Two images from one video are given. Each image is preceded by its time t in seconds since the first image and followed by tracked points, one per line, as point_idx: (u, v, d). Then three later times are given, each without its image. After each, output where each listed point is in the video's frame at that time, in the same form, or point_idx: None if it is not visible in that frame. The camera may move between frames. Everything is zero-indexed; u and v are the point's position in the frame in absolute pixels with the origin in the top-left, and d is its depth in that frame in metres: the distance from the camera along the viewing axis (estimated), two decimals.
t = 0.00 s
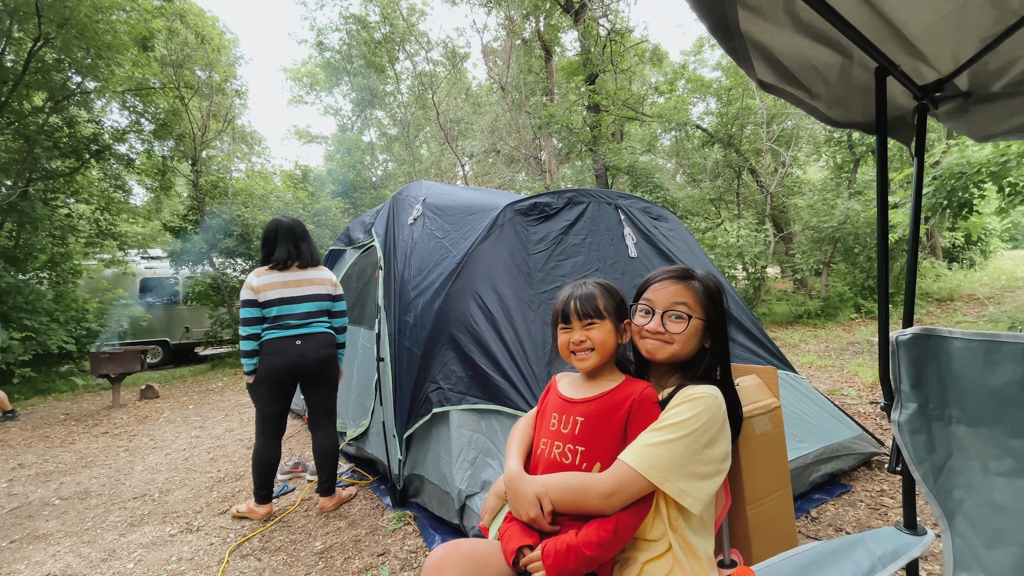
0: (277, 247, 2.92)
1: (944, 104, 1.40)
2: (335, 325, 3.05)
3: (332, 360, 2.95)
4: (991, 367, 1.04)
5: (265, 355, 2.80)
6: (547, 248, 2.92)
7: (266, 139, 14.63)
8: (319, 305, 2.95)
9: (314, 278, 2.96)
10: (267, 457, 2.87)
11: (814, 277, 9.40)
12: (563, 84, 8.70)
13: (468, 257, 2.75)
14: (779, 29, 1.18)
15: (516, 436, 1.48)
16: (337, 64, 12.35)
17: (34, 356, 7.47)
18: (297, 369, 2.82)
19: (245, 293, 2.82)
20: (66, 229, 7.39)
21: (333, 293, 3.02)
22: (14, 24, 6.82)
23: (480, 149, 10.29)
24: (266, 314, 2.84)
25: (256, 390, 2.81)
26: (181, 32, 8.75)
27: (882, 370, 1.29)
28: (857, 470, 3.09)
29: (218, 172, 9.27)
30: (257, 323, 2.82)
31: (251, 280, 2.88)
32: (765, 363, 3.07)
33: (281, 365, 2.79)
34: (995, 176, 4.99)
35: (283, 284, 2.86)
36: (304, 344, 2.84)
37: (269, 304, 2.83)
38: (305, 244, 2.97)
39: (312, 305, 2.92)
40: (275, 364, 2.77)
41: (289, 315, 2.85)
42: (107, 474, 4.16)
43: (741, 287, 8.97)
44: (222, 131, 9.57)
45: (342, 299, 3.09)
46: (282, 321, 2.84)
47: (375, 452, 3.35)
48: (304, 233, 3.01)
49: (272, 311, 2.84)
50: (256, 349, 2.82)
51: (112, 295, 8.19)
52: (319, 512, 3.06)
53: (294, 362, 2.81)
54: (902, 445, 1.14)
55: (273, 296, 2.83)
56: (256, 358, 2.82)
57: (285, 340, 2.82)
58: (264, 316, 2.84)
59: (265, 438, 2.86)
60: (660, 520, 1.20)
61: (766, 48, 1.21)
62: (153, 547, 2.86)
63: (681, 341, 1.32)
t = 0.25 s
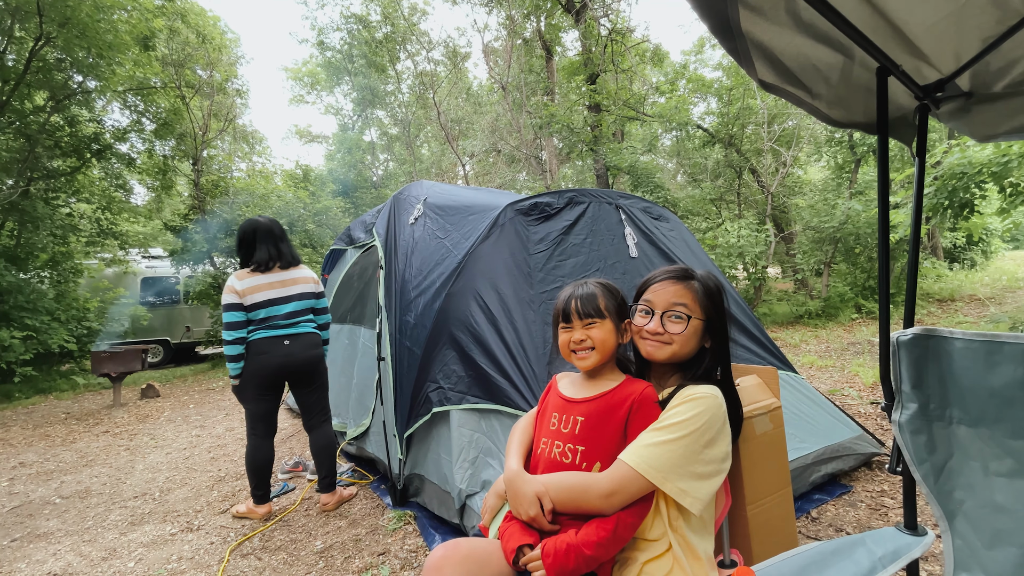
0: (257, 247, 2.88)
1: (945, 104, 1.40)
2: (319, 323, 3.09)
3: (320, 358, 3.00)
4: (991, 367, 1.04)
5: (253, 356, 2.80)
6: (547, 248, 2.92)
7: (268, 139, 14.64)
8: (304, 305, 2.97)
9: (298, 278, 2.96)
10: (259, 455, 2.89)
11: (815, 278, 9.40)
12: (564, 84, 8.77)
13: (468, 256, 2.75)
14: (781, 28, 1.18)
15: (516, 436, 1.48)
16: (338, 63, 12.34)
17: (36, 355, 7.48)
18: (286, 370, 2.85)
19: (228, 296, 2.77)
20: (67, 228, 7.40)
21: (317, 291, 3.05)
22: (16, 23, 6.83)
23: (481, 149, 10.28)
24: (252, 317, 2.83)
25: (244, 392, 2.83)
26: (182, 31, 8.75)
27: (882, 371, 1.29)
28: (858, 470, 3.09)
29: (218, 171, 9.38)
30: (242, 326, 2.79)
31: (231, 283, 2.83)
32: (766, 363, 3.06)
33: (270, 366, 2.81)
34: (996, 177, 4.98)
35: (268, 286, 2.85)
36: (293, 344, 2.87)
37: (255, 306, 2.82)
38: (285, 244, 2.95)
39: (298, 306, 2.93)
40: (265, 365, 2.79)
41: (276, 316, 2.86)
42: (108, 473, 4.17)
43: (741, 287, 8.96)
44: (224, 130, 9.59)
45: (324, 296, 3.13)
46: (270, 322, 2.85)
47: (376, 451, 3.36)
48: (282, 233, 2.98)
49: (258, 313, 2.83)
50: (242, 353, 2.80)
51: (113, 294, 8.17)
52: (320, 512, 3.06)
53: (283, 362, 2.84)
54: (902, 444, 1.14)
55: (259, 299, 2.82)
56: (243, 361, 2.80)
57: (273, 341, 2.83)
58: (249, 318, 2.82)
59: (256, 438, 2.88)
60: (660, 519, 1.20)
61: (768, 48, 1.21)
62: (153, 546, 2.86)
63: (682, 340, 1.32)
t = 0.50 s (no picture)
0: (245, 247, 2.87)
1: (947, 104, 1.40)
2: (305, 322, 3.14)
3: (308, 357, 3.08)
4: (992, 368, 1.05)
5: (243, 356, 2.81)
6: (548, 247, 2.92)
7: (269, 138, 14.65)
8: (293, 304, 3.02)
9: (287, 279, 3.01)
10: (253, 456, 2.88)
11: (816, 278, 9.39)
12: (566, 84, 8.77)
13: (469, 256, 2.75)
14: (783, 28, 1.17)
15: (516, 436, 1.48)
16: (339, 63, 12.35)
17: (37, 353, 7.49)
18: (278, 369, 2.90)
19: (216, 296, 2.74)
20: (69, 228, 7.41)
21: (303, 291, 3.10)
22: (17, 22, 6.85)
23: (483, 148, 10.29)
24: (241, 317, 2.83)
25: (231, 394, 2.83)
26: (184, 31, 8.77)
27: (884, 372, 1.29)
28: (858, 471, 3.08)
29: (219, 170, 9.61)
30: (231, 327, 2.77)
31: (218, 282, 2.80)
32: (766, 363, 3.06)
33: (264, 366, 2.84)
34: (998, 177, 4.97)
35: (258, 287, 2.87)
36: (284, 345, 2.92)
37: (246, 307, 2.82)
38: (272, 243, 2.98)
39: (287, 306, 2.98)
40: (256, 365, 2.82)
41: (268, 317, 2.89)
42: (109, 472, 4.18)
43: (742, 287, 8.95)
44: (225, 129, 9.61)
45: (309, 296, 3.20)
46: (260, 322, 2.87)
47: (376, 450, 3.37)
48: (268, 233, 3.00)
49: (248, 313, 2.84)
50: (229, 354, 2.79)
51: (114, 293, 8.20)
52: (320, 511, 3.07)
53: (275, 362, 2.88)
54: (903, 444, 1.14)
55: (250, 299, 2.83)
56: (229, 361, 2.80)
57: (265, 341, 2.87)
58: (239, 319, 2.82)
59: (248, 438, 2.87)
60: (660, 519, 1.20)
61: (769, 48, 1.21)
62: (154, 545, 2.87)
63: (683, 340, 1.32)
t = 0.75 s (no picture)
0: (248, 247, 2.87)
1: (948, 104, 1.40)
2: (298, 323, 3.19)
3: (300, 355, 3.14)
4: (993, 368, 1.05)
5: (245, 357, 2.82)
6: (549, 247, 2.92)
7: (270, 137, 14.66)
8: (291, 306, 3.06)
9: (286, 280, 3.04)
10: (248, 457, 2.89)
11: (817, 278, 9.38)
12: (567, 83, 8.76)
13: (470, 255, 2.76)
14: (785, 28, 1.17)
15: (517, 435, 1.48)
16: (340, 62, 12.35)
17: (38, 352, 7.51)
18: (278, 370, 2.94)
19: (222, 296, 2.72)
20: (71, 226, 7.43)
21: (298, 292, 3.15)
22: (19, 21, 6.85)
23: (484, 148, 10.30)
24: (244, 317, 2.83)
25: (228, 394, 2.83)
26: (185, 30, 8.79)
27: (885, 372, 1.29)
28: (859, 471, 3.08)
29: (221, 169, 9.65)
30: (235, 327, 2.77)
31: (223, 282, 2.77)
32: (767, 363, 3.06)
33: (266, 366, 2.87)
34: (1000, 178, 4.97)
35: (262, 288, 2.89)
36: (282, 346, 2.96)
37: (250, 307, 2.83)
38: (273, 245, 2.99)
39: (286, 307, 3.02)
40: (257, 366, 2.84)
41: (270, 318, 2.92)
42: (110, 470, 4.18)
43: (743, 287, 8.95)
44: (226, 128, 9.63)
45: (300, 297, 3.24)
46: (263, 323, 2.89)
47: (377, 449, 3.37)
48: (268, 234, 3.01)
49: (251, 314, 2.84)
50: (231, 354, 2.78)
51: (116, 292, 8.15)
52: (321, 510, 3.07)
53: (276, 363, 2.92)
54: (904, 444, 1.14)
55: (255, 300, 2.85)
56: (230, 360, 2.80)
57: (266, 341, 2.90)
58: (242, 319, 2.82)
59: (246, 439, 2.89)
60: (661, 519, 1.20)
61: (771, 48, 1.21)
62: (154, 544, 2.87)
63: (683, 340, 1.32)
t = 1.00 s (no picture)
0: (255, 248, 2.88)
1: (950, 104, 1.40)
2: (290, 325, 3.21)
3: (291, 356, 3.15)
4: (994, 368, 1.04)
5: (248, 356, 2.81)
6: (550, 246, 2.92)
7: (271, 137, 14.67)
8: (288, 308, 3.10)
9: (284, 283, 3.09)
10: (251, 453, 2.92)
11: (819, 278, 9.37)
12: (568, 83, 8.75)
13: (470, 255, 2.75)
14: (786, 28, 1.17)
15: (518, 435, 1.48)
16: (342, 61, 12.36)
17: (39, 351, 7.52)
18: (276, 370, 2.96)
19: (234, 294, 2.72)
20: (72, 225, 7.44)
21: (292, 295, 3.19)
22: (20, 20, 6.86)
23: (485, 147, 10.30)
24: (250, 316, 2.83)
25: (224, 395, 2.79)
26: (186, 29, 8.83)
27: (886, 373, 1.29)
28: (860, 472, 3.08)
29: (222, 169, 9.53)
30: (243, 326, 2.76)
31: (233, 280, 2.76)
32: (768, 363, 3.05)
33: (264, 367, 2.87)
34: (1001, 178, 4.96)
35: (267, 288, 2.91)
36: (280, 347, 2.99)
37: (257, 307, 2.84)
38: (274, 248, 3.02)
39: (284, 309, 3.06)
40: (259, 365, 2.85)
41: (274, 318, 2.94)
42: (111, 469, 4.19)
43: (744, 287, 8.93)
44: (227, 127, 9.66)
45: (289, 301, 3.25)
46: (267, 323, 2.91)
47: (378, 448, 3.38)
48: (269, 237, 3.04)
49: (257, 313, 2.85)
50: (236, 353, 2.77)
51: (117, 290, 8.17)
52: (321, 509, 3.07)
53: (276, 363, 2.95)
54: (905, 445, 1.15)
55: (261, 300, 2.86)
56: (230, 360, 2.76)
57: (267, 341, 2.92)
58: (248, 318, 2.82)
59: (246, 438, 2.90)
60: (661, 519, 1.20)
61: (773, 47, 1.20)
62: (155, 542, 2.88)
63: (683, 340, 1.32)
